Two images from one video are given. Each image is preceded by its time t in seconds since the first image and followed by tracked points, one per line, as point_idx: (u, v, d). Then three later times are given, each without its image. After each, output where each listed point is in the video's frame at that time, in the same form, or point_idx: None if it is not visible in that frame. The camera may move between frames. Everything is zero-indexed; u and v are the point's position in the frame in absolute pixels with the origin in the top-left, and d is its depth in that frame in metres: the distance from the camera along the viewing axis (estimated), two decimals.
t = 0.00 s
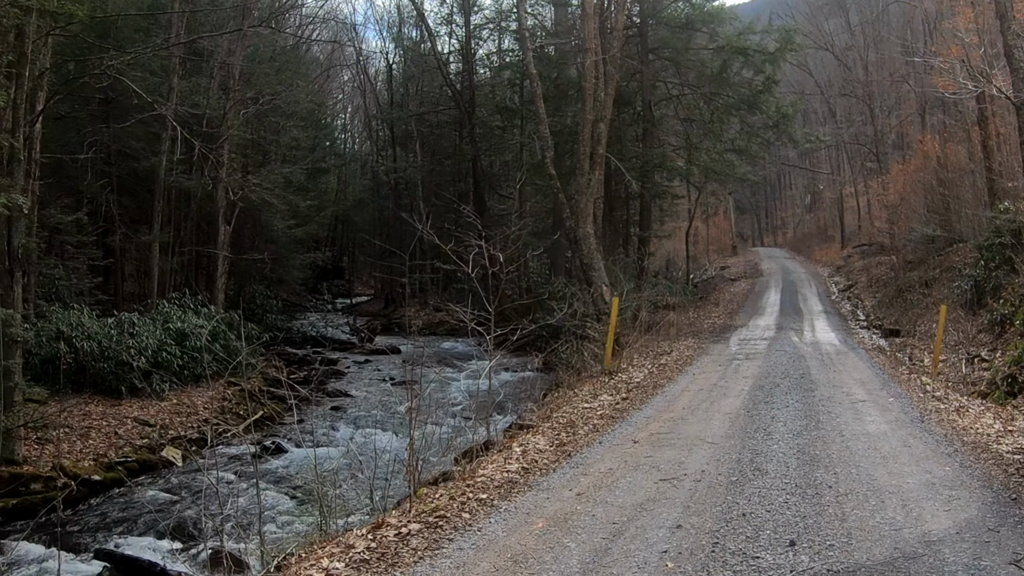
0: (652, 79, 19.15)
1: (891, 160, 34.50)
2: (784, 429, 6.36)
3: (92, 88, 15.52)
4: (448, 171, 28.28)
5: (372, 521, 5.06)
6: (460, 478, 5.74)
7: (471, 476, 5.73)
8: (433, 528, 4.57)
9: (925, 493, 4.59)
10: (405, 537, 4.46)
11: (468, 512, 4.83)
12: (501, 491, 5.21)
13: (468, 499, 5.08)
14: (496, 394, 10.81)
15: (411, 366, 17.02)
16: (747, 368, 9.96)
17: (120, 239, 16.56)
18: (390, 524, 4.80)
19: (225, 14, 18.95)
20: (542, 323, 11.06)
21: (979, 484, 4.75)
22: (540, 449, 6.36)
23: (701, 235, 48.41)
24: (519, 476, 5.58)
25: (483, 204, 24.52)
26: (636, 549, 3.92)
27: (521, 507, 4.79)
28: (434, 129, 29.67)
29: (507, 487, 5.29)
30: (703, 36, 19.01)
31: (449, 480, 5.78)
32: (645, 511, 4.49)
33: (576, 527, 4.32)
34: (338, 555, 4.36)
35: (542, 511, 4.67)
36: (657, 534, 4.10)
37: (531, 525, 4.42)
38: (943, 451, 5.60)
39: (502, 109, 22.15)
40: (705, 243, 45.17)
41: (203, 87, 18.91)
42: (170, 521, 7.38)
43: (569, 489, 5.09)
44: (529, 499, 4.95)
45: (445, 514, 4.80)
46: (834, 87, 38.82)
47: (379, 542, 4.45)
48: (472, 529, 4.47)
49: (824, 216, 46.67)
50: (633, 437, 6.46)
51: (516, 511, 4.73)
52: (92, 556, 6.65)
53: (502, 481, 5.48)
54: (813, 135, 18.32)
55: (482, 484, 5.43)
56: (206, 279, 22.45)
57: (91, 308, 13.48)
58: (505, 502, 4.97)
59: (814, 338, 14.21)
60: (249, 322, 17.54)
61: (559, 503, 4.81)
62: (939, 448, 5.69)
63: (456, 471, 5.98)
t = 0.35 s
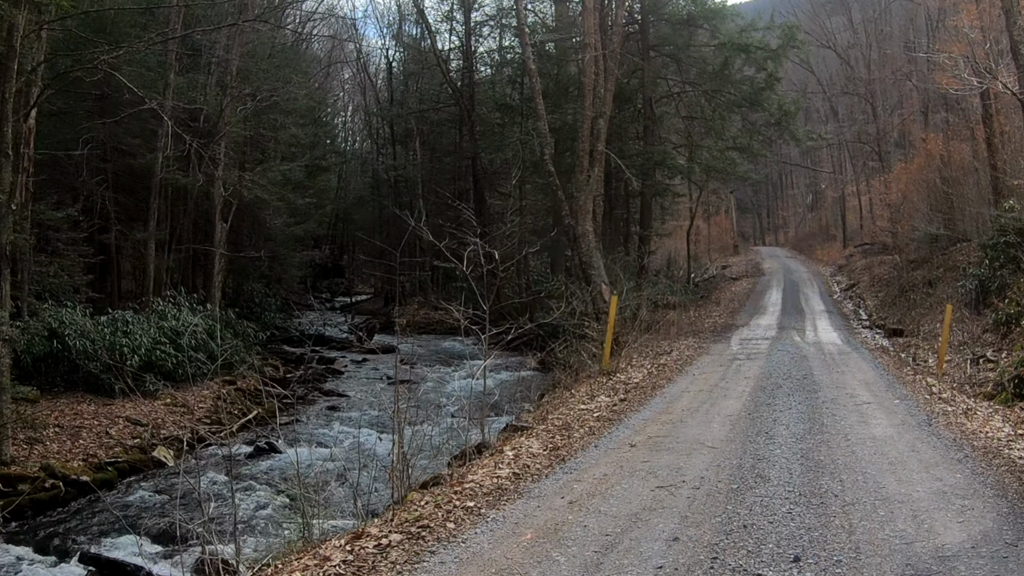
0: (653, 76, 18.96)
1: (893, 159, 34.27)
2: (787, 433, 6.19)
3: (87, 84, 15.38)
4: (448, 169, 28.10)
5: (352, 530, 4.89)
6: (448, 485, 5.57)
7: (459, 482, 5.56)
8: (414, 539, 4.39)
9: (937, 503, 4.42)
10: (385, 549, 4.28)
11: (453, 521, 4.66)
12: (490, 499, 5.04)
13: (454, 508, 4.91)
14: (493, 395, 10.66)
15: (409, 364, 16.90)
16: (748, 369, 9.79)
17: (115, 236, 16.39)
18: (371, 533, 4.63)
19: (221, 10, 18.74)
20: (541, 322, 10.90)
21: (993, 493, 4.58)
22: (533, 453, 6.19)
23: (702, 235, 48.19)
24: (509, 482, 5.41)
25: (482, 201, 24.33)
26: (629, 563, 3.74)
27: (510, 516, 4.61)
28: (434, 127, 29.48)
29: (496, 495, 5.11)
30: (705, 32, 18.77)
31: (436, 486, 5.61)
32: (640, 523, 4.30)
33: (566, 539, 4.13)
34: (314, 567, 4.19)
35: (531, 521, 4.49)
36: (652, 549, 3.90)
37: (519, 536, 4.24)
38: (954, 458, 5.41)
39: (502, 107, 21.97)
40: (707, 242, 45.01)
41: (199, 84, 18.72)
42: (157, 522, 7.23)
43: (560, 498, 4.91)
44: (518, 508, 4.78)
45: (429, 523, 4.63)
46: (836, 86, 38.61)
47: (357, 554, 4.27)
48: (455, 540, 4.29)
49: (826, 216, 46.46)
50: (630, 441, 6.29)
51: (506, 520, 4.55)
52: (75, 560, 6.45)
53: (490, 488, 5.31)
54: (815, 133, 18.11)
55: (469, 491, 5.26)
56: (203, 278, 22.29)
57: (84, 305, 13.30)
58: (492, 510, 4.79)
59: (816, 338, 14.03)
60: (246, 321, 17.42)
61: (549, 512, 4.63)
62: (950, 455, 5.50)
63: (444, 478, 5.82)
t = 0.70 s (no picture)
0: (654, 71, 18.76)
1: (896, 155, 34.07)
2: (789, 435, 6.05)
3: (83, 78, 15.24)
4: (447, 165, 27.93)
5: (336, 537, 4.77)
6: (438, 489, 5.43)
7: (449, 486, 5.43)
8: (399, 547, 4.26)
9: (947, 511, 4.29)
10: (367, 558, 4.15)
11: (440, 529, 4.52)
12: (480, 505, 4.91)
13: (442, 514, 4.78)
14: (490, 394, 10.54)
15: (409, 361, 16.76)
16: (748, 368, 9.66)
17: (112, 232, 16.27)
18: (354, 541, 4.50)
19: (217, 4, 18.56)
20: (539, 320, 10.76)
21: (1005, 500, 4.45)
22: (527, 455, 6.05)
23: (704, 232, 48.03)
24: (501, 487, 5.28)
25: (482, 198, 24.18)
26: None
27: (500, 524, 4.49)
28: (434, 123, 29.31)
29: (487, 500, 4.98)
30: (707, 27, 18.58)
31: (426, 490, 5.48)
32: (634, 532, 4.17)
33: (557, 550, 4.00)
34: None
35: (522, 529, 4.37)
36: (646, 561, 3.76)
37: (509, 546, 4.10)
38: (960, 463, 5.27)
39: (502, 102, 21.80)
40: (708, 239, 44.88)
41: (196, 79, 18.57)
42: (146, 523, 7.13)
43: (552, 504, 4.78)
44: (509, 514, 4.65)
45: (415, 531, 4.49)
46: (839, 82, 38.37)
47: (338, 563, 4.14)
48: (441, 550, 4.15)
49: (827, 213, 46.27)
50: (628, 442, 6.15)
51: (495, 528, 4.42)
52: (63, 561, 6.33)
53: (481, 493, 5.17)
54: (817, 130, 17.94)
55: (459, 496, 5.13)
56: (201, 274, 22.19)
57: (78, 303, 13.18)
58: (481, 517, 4.65)
59: (817, 336, 13.89)
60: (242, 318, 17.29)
61: (542, 520, 4.50)
62: (957, 459, 5.36)
63: (435, 481, 5.68)
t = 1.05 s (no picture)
0: (656, 69, 18.65)
1: (898, 155, 33.92)
2: (791, 439, 5.96)
3: (82, 74, 15.14)
4: (448, 163, 27.82)
5: (324, 543, 4.69)
6: (430, 493, 5.35)
7: (441, 490, 5.34)
8: (388, 555, 4.17)
9: (955, 519, 4.20)
10: (354, 567, 4.07)
11: (431, 536, 4.44)
12: (472, 511, 4.82)
13: (434, 520, 4.69)
14: (488, 393, 10.45)
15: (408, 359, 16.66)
16: (748, 368, 9.57)
17: (110, 228, 16.19)
18: (341, 548, 4.41)
19: None
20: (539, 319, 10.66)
21: (1014, 507, 4.35)
22: (522, 458, 5.96)
23: (704, 230, 47.85)
24: (494, 491, 5.20)
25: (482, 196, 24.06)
26: None
27: (492, 531, 4.40)
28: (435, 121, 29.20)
29: (480, 506, 4.89)
30: (709, 25, 18.45)
31: (418, 494, 5.39)
32: (631, 540, 4.08)
33: (550, 559, 3.91)
34: None
35: (515, 536, 4.28)
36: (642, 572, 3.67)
37: (500, 554, 4.02)
38: (965, 468, 5.17)
39: (503, 100, 21.69)
40: (709, 238, 44.77)
41: (196, 75, 18.48)
42: (138, 524, 7.06)
43: (547, 510, 4.68)
44: (502, 521, 4.57)
45: (404, 538, 4.41)
46: (841, 81, 38.22)
47: (324, 571, 4.06)
48: (430, 558, 4.07)
49: (829, 212, 46.12)
50: (626, 445, 6.06)
51: (487, 535, 4.34)
52: (52, 561, 6.25)
53: (475, 497, 5.08)
54: (819, 128, 17.83)
55: (452, 501, 5.04)
56: (200, 271, 22.09)
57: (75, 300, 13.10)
58: (474, 524, 4.56)
59: (819, 336, 13.78)
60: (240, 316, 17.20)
61: (535, 527, 4.41)
62: (961, 464, 5.26)
63: (428, 484, 5.59)
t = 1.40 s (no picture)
0: (656, 68, 18.58)
1: (899, 155, 33.85)
2: (792, 440, 5.91)
3: (81, 72, 15.10)
4: (448, 162, 27.78)
5: (319, 545, 4.65)
6: (426, 495, 5.30)
7: (437, 492, 5.30)
8: (381, 559, 4.13)
9: (959, 523, 4.15)
10: (346, 571, 4.02)
11: (426, 539, 4.41)
12: (469, 513, 4.78)
13: (429, 523, 4.65)
14: (487, 393, 10.40)
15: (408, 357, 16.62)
16: (748, 368, 9.54)
17: (108, 227, 16.14)
18: (334, 552, 4.38)
19: None
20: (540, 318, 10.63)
21: (1018, 512, 4.30)
22: (520, 459, 5.92)
23: (705, 230, 47.71)
24: (491, 493, 5.15)
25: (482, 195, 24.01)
26: None
27: (488, 534, 4.36)
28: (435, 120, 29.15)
29: (476, 508, 4.85)
30: (709, 24, 18.37)
31: (414, 496, 5.34)
32: (628, 544, 4.04)
33: (547, 563, 3.86)
34: None
35: (511, 539, 4.25)
36: None
37: (496, 558, 3.97)
38: (968, 471, 5.11)
39: (503, 99, 21.63)
40: (709, 238, 44.73)
41: (195, 74, 18.44)
42: (135, 524, 7.02)
43: (544, 513, 4.65)
44: (498, 524, 4.53)
45: (398, 541, 4.36)
46: (842, 81, 38.17)
47: None
48: (425, 562, 4.03)
49: (831, 211, 46.04)
50: (625, 446, 6.02)
51: (483, 539, 4.30)
52: (47, 562, 6.21)
53: (471, 500, 5.04)
54: (820, 128, 17.78)
55: (448, 503, 4.99)
56: (200, 270, 22.05)
57: (73, 298, 13.06)
58: (469, 528, 4.51)
59: (820, 336, 13.74)
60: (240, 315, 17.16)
61: (532, 530, 4.37)
62: (965, 468, 5.20)
63: (425, 486, 5.55)
